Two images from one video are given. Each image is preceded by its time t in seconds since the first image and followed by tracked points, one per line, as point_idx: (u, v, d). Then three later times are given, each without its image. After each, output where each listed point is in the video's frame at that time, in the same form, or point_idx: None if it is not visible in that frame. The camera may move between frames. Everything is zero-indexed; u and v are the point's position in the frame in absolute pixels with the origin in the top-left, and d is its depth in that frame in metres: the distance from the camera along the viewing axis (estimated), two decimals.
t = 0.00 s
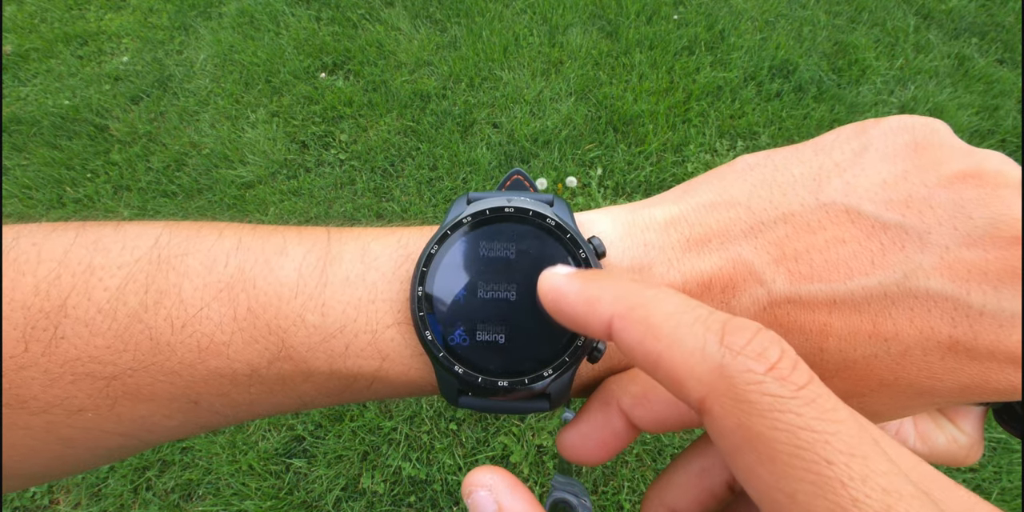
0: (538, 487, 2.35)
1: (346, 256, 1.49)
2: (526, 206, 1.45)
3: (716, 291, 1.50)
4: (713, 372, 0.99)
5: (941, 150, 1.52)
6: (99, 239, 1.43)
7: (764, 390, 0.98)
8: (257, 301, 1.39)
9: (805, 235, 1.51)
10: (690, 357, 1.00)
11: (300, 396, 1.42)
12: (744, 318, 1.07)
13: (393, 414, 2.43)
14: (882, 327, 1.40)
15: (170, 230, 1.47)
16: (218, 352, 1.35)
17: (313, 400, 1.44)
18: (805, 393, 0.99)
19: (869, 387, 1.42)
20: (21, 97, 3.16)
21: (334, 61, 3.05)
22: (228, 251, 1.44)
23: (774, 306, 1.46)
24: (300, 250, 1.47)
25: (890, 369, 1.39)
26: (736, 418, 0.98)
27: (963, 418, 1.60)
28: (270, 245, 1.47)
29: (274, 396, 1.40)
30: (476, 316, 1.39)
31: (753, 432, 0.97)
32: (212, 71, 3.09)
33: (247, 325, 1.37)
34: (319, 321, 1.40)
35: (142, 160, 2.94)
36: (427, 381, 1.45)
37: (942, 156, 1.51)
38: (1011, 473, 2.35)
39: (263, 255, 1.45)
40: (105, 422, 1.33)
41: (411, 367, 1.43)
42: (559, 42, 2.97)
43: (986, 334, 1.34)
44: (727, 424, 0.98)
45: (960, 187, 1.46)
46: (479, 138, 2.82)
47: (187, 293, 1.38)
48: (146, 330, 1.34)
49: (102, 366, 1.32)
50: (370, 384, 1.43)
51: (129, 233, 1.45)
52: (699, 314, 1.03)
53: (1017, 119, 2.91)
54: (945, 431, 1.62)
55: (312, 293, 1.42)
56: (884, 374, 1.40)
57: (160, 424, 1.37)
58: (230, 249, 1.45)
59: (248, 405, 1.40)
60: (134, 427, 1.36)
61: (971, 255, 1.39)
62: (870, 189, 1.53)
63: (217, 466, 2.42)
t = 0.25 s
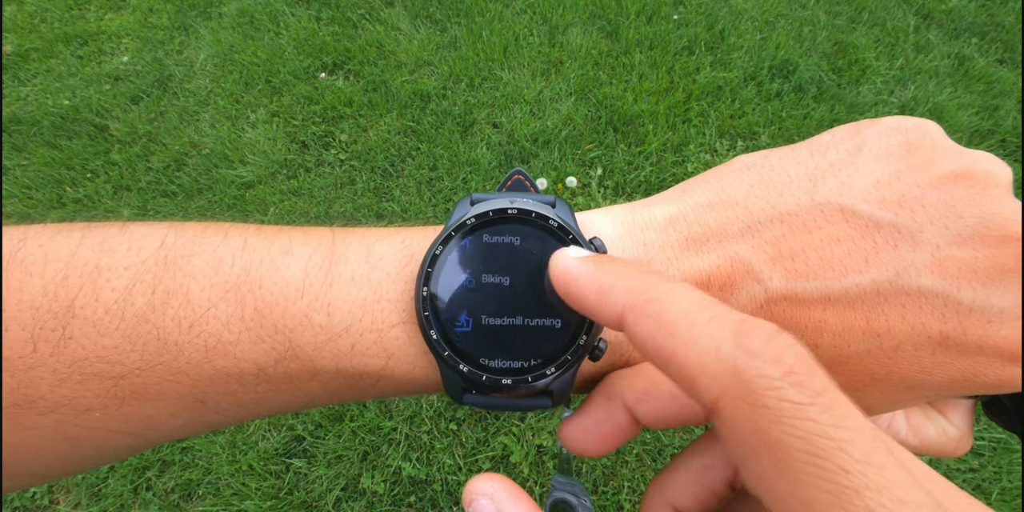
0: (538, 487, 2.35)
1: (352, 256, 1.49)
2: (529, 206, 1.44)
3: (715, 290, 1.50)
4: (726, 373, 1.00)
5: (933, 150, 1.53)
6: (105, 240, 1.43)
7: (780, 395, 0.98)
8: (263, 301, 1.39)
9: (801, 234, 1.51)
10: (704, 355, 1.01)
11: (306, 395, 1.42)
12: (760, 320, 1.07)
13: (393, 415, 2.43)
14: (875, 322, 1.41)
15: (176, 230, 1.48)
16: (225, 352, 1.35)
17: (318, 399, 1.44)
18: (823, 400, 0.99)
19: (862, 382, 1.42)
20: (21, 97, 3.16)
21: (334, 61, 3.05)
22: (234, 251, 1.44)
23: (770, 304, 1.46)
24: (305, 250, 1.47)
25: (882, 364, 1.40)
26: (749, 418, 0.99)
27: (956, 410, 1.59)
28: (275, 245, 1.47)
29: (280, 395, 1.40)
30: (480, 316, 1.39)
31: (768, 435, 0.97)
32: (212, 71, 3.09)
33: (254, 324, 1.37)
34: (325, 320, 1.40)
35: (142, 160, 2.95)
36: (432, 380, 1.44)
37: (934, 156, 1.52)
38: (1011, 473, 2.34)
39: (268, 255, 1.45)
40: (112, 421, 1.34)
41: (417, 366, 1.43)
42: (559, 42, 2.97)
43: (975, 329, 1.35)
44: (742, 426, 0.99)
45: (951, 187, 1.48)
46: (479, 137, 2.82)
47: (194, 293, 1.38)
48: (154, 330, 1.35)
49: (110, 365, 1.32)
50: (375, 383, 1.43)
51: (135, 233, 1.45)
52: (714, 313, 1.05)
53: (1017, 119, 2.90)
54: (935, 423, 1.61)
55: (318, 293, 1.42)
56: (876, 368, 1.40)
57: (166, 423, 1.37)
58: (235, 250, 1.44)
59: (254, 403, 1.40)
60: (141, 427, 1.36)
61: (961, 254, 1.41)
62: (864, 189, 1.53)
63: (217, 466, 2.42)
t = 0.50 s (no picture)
0: (538, 487, 2.35)
1: (355, 263, 1.49)
2: (533, 217, 1.44)
3: (717, 299, 1.50)
4: (732, 396, 1.01)
5: (937, 163, 1.54)
6: (108, 245, 1.43)
7: (787, 413, 0.98)
8: (267, 308, 1.39)
9: (803, 246, 1.53)
10: (709, 383, 1.03)
11: (308, 401, 1.42)
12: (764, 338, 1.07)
13: (393, 415, 2.43)
14: (877, 336, 1.42)
15: (180, 235, 1.47)
16: (228, 359, 1.35)
17: (321, 405, 1.44)
18: (831, 415, 0.97)
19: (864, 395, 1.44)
20: (20, 96, 3.16)
21: (334, 62, 3.05)
22: (238, 258, 1.44)
23: (772, 316, 1.47)
24: (309, 257, 1.47)
25: (884, 377, 1.42)
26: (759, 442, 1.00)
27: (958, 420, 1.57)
28: (279, 251, 1.47)
29: (282, 401, 1.40)
30: (484, 326, 1.39)
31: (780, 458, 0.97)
32: (212, 71, 3.09)
33: (258, 331, 1.37)
34: (329, 328, 1.40)
35: (142, 160, 2.94)
36: (434, 387, 1.45)
37: (938, 170, 1.54)
38: (1011, 473, 2.35)
39: (272, 262, 1.45)
40: (115, 427, 1.34)
41: (420, 374, 1.43)
42: (559, 42, 2.97)
43: (977, 344, 1.38)
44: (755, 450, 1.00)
45: (955, 201, 1.49)
46: (479, 138, 2.81)
47: (198, 300, 1.38)
48: (157, 337, 1.34)
49: (114, 371, 1.32)
50: (378, 390, 1.43)
51: (138, 239, 1.45)
52: (711, 339, 1.06)
53: (1017, 119, 2.91)
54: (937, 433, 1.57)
55: (321, 300, 1.42)
56: (878, 382, 1.42)
57: (168, 428, 1.37)
58: (239, 255, 1.45)
59: (257, 409, 1.40)
60: (143, 432, 1.36)
61: (963, 268, 1.43)
62: (867, 202, 1.55)
63: (217, 466, 2.42)
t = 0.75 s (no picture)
0: (538, 487, 2.35)
1: (350, 265, 1.49)
2: (528, 221, 1.41)
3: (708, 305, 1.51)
4: (704, 358, 1.02)
5: (928, 173, 1.56)
6: (103, 246, 1.43)
7: (750, 374, 1.00)
8: (262, 309, 1.39)
9: (795, 253, 1.53)
10: (684, 341, 1.03)
11: (303, 402, 1.42)
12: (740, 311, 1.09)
13: (393, 414, 2.43)
14: (865, 342, 1.44)
15: (174, 236, 1.47)
16: (223, 360, 1.35)
17: (316, 406, 1.44)
18: (793, 379, 1.01)
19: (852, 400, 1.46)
20: (21, 97, 3.16)
21: (334, 61, 3.05)
22: (232, 260, 1.44)
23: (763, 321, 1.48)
24: (304, 259, 1.48)
25: (871, 382, 1.44)
26: (724, 403, 1.01)
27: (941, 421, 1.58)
28: (274, 252, 1.48)
29: (277, 403, 1.40)
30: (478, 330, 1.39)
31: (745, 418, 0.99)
32: (212, 71, 3.09)
33: (252, 333, 1.37)
34: (323, 330, 1.40)
35: (142, 160, 2.94)
36: (427, 389, 1.45)
37: (929, 180, 1.55)
38: (1011, 473, 2.35)
39: (267, 263, 1.45)
40: (109, 427, 1.34)
41: (414, 376, 1.43)
42: (558, 42, 2.97)
43: (962, 352, 1.40)
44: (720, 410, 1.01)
45: (944, 211, 1.51)
46: (479, 138, 2.81)
47: (192, 301, 1.38)
48: (151, 338, 1.35)
49: (108, 372, 1.33)
50: (372, 392, 1.43)
51: (133, 240, 1.45)
52: (696, 302, 1.07)
53: (1017, 119, 2.91)
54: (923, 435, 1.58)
55: (316, 302, 1.42)
56: (866, 387, 1.44)
57: (163, 428, 1.37)
58: (234, 257, 1.44)
59: (251, 410, 1.40)
60: (139, 431, 1.36)
61: (951, 277, 1.45)
62: (859, 210, 1.56)
63: (217, 466, 2.42)
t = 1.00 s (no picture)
0: (538, 487, 2.35)
1: (339, 267, 1.49)
2: (518, 221, 1.44)
3: (703, 304, 1.51)
4: (701, 376, 1.03)
5: (923, 170, 1.56)
6: (92, 249, 1.43)
7: (757, 396, 1.01)
8: (250, 312, 1.39)
9: (790, 251, 1.53)
10: (679, 360, 1.04)
11: (292, 405, 1.42)
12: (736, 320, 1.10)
13: (393, 415, 2.42)
14: (863, 342, 1.44)
15: (163, 239, 1.48)
16: (211, 363, 1.35)
17: (306, 408, 1.44)
18: (801, 399, 1.01)
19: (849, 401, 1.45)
20: (21, 97, 3.16)
21: (334, 61, 3.05)
22: (221, 262, 1.44)
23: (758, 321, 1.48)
24: (293, 261, 1.48)
25: (869, 383, 1.44)
26: (723, 423, 1.02)
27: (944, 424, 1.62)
28: (264, 254, 1.48)
29: (266, 405, 1.41)
30: (467, 331, 1.39)
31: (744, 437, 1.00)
32: (212, 71, 3.09)
33: (241, 336, 1.37)
34: (312, 332, 1.40)
35: (142, 160, 2.94)
36: (417, 391, 1.45)
37: (925, 177, 1.55)
38: (1011, 473, 2.35)
39: (256, 265, 1.45)
40: (98, 431, 1.33)
41: (403, 378, 1.43)
42: (558, 42, 2.97)
43: (961, 351, 1.40)
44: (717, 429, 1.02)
45: (940, 208, 1.52)
46: (479, 137, 2.81)
47: (181, 303, 1.38)
48: (139, 342, 1.34)
49: (95, 376, 1.32)
50: (362, 394, 1.43)
51: (122, 243, 1.45)
52: (688, 319, 1.07)
53: (1017, 119, 2.91)
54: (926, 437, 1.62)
55: (304, 304, 1.43)
56: (864, 388, 1.44)
57: (153, 431, 1.37)
58: (223, 259, 1.45)
59: (241, 413, 1.40)
60: (129, 434, 1.35)
61: (948, 275, 1.45)
62: (854, 208, 1.56)
63: (217, 466, 2.42)
